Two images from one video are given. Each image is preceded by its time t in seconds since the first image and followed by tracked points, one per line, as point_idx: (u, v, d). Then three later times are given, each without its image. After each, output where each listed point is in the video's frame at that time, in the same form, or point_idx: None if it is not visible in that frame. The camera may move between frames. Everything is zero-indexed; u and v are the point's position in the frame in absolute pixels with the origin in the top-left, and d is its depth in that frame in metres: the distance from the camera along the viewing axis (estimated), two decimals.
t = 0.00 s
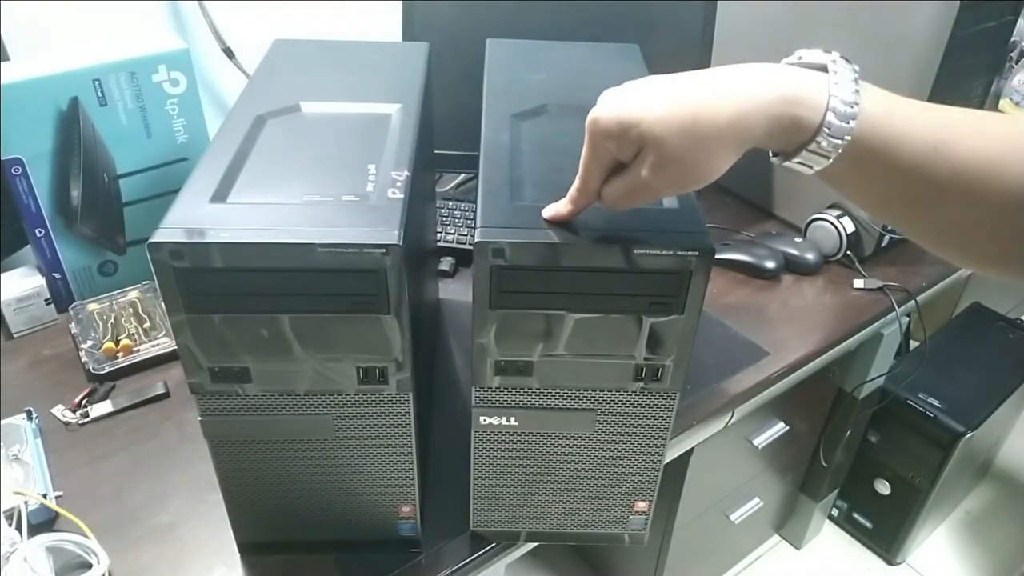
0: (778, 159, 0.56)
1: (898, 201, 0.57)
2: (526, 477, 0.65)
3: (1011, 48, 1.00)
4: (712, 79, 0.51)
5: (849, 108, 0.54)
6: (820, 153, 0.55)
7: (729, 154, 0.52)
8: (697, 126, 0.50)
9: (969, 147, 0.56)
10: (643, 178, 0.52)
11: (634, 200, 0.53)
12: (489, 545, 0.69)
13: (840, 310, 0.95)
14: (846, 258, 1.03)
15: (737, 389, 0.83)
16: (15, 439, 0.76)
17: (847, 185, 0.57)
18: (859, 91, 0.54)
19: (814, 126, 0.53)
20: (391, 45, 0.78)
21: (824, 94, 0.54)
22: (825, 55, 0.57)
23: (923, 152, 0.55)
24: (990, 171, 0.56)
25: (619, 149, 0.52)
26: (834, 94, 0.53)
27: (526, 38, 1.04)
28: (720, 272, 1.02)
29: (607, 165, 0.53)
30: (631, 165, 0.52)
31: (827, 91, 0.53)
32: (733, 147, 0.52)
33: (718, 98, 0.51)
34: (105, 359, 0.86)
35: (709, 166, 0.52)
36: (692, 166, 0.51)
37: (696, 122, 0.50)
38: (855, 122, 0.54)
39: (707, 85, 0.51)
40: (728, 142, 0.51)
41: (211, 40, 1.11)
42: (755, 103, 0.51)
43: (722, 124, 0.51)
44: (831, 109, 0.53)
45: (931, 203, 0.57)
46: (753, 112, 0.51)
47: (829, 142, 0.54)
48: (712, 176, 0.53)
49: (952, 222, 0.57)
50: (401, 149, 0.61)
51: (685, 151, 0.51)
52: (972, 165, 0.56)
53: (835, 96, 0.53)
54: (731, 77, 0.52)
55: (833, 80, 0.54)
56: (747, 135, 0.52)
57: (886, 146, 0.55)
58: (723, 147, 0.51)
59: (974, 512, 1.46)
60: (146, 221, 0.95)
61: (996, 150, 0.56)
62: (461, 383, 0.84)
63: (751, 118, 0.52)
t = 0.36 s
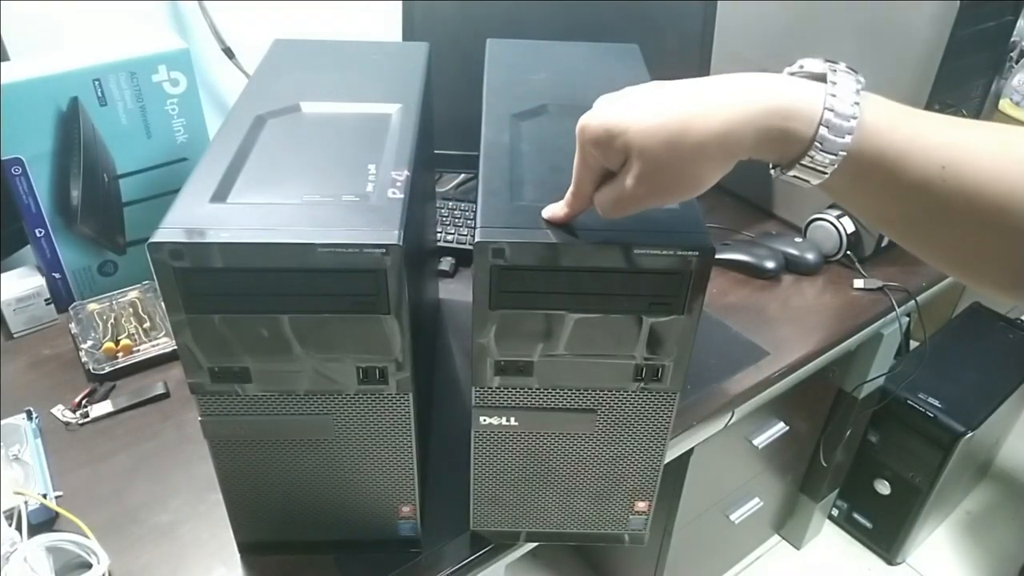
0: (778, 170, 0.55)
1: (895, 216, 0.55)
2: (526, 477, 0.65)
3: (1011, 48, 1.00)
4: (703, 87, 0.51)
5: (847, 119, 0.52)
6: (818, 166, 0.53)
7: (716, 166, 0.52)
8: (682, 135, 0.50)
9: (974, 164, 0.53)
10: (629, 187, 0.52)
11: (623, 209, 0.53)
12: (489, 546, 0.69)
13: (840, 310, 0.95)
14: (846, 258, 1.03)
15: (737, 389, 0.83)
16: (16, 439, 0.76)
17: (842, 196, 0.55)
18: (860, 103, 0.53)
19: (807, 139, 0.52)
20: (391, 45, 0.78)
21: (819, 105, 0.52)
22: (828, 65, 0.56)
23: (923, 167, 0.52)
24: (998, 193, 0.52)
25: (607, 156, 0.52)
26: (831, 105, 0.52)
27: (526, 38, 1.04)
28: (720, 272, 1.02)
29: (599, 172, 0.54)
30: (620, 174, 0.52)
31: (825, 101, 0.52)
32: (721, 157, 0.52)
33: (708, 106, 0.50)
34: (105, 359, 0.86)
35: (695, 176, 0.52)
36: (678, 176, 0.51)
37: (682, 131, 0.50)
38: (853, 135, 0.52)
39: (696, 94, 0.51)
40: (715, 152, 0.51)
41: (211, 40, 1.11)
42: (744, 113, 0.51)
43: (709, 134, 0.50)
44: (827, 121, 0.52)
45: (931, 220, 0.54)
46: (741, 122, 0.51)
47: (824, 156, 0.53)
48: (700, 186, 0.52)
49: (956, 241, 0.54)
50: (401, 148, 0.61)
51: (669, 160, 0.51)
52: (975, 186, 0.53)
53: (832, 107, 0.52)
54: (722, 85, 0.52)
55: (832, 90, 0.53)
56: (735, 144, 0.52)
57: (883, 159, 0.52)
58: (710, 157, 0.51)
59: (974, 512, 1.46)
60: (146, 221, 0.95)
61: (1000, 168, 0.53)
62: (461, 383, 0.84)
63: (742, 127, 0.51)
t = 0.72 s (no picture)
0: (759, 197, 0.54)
1: (893, 247, 0.53)
2: (526, 477, 0.65)
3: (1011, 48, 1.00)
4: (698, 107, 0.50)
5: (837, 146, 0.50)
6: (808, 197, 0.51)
7: (687, 188, 0.50)
8: (667, 147, 0.48)
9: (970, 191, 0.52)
10: (599, 192, 0.48)
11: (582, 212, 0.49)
12: (489, 546, 0.69)
13: (841, 310, 0.95)
14: (846, 259, 1.04)
15: (736, 389, 0.83)
16: (16, 439, 0.76)
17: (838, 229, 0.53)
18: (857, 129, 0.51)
19: (794, 165, 0.51)
20: (391, 45, 0.78)
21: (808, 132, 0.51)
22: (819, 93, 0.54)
23: (924, 199, 0.51)
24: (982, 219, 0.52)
25: (583, 155, 0.49)
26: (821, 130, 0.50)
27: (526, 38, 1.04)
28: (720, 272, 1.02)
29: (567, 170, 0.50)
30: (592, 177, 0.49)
31: (813, 129, 0.51)
32: (695, 178, 0.49)
33: (701, 126, 0.49)
34: (105, 359, 0.86)
35: (665, 196, 0.49)
36: (645, 193, 0.49)
37: (665, 144, 0.48)
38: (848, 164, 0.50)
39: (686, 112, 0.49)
40: (692, 173, 0.49)
41: (211, 40, 1.11)
42: (729, 136, 0.49)
43: (690, 155, 0.48)
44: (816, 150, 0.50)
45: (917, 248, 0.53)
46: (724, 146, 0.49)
47: (817, 183, 0.50)
48: (658, 205, 0.50)
49: (955, 270, 0.53)
50: (400, 148, 0.61)
51: (645, 169, 0.48)
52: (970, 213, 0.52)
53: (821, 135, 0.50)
54: (712, 109, 0.50)
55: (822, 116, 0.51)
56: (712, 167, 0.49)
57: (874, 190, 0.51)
58: (684, 178, 0.49)
59: (974, 512, 1.46)
60: (147, 221, 0.95)
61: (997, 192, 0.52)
62: (461, 384, 0.84)
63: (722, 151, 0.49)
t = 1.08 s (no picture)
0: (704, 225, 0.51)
1: (892, 287, 0.49)
2: (526, 477, 0.65)
3: (1011, 47, 1.00)
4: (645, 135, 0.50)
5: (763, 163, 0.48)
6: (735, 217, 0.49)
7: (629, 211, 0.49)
8: (586, 167, 0.48)
9: (973, 217, 0.47)
10: (541, 204, 0.49)
11: (529, 224, 0.51)
12: (490, 546, 0.69)
13: (841, 310, 0.95)
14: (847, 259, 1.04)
15: (736, 389, 0.83)
16: (15, 439, 0.76)
17: (819, 271, 0.50)
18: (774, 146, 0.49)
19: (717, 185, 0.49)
20: (392, 45, 0.78)
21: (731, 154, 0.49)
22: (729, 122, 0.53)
23: (869, 215, 0.47)
24: (943, 230, 0.48)
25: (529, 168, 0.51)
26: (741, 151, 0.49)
27: (526, 38, 1.04)
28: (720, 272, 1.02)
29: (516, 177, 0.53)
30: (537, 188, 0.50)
31: (730, 150, 0.49)
32: (632, 201, 0.49)
33: (623, 149, 0.49)
34: (105, 359, 0.86)
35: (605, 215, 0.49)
36: (583, 210, 0.49)
37: (587, 164, 0.49)
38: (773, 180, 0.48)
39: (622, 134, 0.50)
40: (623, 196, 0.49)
41: (211, 40, 1.11)
42: (663, 162, 0.49)
43: (619, 178, 0.48)
44: (738, 167, 0.48)
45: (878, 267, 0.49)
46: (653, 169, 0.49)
47: (742, 203, 0.49)
48: (603, 224, 0.50)
49: (920, 289, 0.49)
50: (401, 148, 0.61)
51: (582, 186, 0.48)
52: (983, 249, 0.47)
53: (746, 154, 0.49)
54: (643, 132, 0.50)
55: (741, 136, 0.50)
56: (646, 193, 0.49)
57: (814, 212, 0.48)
58: (621, 200, 0.49)
59: (975, 512, 1.46)
60: (147, 221, 0.95)
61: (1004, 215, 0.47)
62: (462, 384, 0.84)
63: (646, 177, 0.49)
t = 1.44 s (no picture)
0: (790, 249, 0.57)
1: (941, 298, 0.56)
2: (526, 477, 0.65)
3: (1011, 47, 1.00)
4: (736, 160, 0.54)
5: (859, 201, 0.54)
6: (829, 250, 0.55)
7: (714, 238, 0.52)
8: (691, 186, 0.51)
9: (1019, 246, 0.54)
10: (634, 214, 0.51)
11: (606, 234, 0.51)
12: (489, 546, 0.69)
13: (841, 310, 0.95)
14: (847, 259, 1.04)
15: (736, 389, 0.83)
16: (15, 439, 0.76)
17: (873, 278, 0.57)
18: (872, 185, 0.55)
19: (817, 222, 0.54)
20: (392, 46, 0.78)
21: (829, 189, 0.54)
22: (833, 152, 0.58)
23: (928, 241, 0.54)
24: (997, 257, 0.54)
25: (620, 175, 0.54)
26: (842, 187, 0.54)
27: (526, 38, 1.04)
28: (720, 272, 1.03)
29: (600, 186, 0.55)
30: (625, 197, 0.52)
31: (831, 186, 0.54)
32: (727, 222, 0.52)
33: (719, 169, 0.53)
34: (105, 359, 0.86)
35: (691, 238, 0.51)
36: (677, 225, 0.51)
37: (692, 181, 0.51)
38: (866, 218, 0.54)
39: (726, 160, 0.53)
40: (714, 221, 0.52)
41: (211, 40, 1.11)
42: (756, 190, 0.53)
43: (716, 205, 0.52)
44: (836, 204, 0.54)
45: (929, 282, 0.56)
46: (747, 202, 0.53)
47: (839, 236, 0.54)
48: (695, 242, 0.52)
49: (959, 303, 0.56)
50: (401, 148, 0.61)
51: (679, 200, 0.51)
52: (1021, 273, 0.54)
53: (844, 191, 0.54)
54: (750, 163, 0.54)
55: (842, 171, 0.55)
56: (735, 223, 0.52)
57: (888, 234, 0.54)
58: (712, 224, 0.51)
59: (975, 512, 1.46)
60: (147, 221, 0.95)
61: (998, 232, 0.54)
62: (462, 384, 0.84)
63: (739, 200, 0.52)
